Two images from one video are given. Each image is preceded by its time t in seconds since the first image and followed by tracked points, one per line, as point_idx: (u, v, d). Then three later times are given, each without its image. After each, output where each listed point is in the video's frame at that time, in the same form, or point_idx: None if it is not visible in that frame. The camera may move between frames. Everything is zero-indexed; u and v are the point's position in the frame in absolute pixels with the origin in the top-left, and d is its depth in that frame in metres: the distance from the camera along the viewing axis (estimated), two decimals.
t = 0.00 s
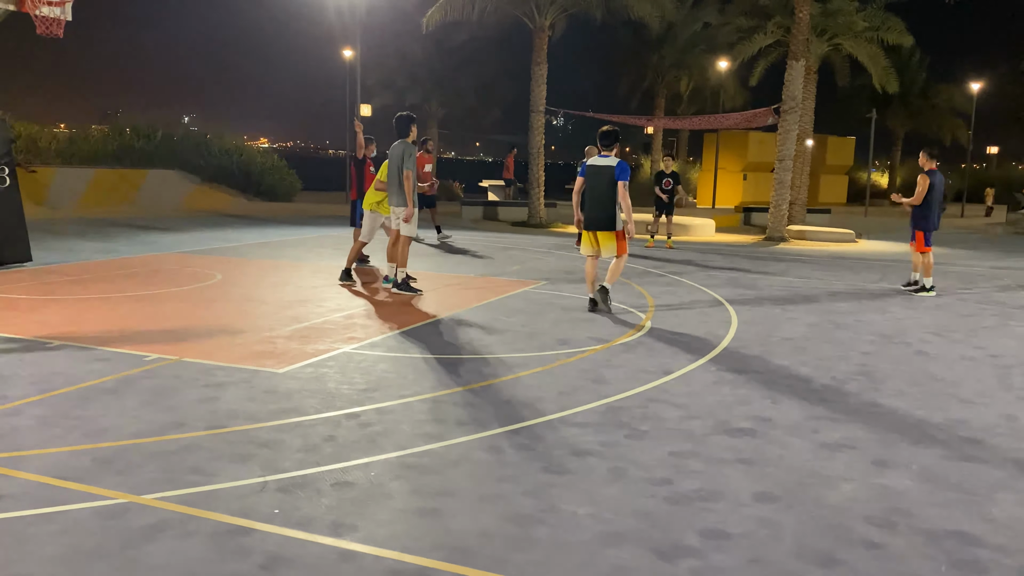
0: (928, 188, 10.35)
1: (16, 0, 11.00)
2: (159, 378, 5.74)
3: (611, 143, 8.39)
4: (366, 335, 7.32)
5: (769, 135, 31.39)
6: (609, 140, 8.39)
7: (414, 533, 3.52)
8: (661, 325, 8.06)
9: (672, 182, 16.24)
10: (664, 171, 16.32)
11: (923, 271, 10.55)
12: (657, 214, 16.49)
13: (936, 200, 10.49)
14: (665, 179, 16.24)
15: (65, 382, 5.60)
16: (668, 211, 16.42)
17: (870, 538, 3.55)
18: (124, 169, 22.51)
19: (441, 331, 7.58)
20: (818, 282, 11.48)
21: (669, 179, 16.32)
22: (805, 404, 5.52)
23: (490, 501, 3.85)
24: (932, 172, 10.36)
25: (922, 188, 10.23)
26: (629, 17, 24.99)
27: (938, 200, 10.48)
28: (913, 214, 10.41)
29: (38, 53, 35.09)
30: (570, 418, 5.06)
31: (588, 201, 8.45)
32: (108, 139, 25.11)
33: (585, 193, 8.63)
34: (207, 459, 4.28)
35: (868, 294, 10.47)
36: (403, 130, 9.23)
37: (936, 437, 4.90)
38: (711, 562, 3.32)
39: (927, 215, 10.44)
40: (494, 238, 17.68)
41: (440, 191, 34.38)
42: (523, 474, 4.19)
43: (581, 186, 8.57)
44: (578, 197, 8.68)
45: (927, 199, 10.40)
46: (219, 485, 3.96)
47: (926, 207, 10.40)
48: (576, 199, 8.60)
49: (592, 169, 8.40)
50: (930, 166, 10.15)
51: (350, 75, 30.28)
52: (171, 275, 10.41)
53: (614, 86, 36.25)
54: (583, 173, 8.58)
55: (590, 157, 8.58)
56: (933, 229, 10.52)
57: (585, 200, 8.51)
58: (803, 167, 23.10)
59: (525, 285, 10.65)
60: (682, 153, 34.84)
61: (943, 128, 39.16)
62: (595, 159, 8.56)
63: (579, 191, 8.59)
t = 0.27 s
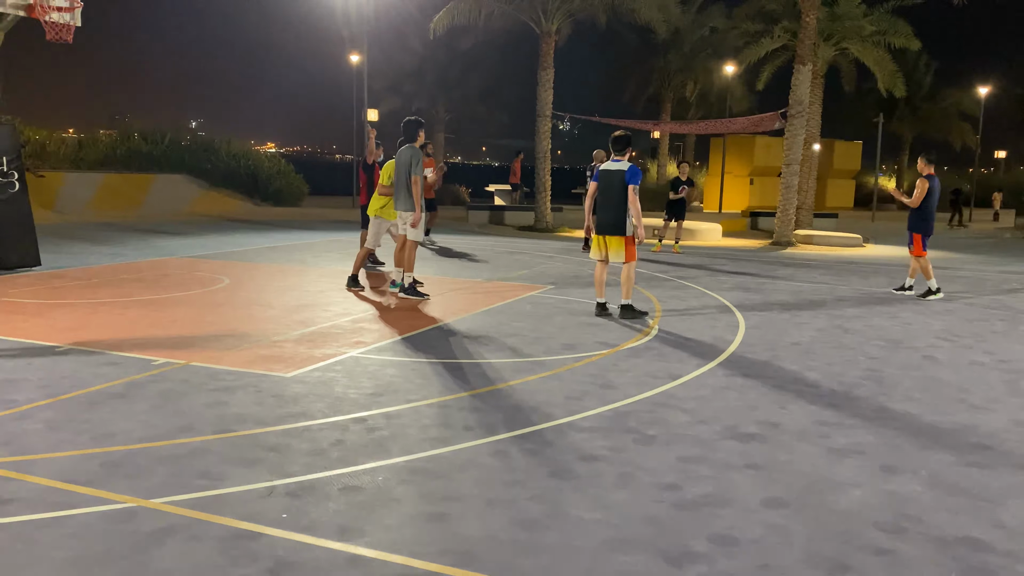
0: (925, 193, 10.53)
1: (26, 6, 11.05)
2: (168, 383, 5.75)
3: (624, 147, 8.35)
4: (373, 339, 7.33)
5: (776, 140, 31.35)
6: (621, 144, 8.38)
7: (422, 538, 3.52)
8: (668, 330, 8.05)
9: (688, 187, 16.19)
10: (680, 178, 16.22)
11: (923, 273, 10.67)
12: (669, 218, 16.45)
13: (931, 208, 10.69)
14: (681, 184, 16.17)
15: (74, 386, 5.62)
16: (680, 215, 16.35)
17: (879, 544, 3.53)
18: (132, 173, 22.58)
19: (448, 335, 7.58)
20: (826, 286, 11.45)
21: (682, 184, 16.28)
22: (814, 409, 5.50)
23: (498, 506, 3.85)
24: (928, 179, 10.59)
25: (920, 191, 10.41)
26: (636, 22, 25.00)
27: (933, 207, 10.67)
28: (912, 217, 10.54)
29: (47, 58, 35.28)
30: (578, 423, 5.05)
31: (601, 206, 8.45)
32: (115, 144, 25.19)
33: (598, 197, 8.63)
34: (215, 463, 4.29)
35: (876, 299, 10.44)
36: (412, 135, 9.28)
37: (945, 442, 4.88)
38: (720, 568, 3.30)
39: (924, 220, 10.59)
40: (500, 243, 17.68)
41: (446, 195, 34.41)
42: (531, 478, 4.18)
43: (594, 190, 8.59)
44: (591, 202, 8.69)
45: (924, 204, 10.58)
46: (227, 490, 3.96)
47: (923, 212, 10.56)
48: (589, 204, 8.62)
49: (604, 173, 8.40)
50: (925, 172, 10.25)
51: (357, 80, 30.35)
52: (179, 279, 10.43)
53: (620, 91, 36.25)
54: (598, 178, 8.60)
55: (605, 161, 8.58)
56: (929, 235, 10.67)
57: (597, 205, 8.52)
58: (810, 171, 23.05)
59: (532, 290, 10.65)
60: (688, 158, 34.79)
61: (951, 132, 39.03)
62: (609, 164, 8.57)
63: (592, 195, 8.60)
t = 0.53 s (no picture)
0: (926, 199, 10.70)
1: (37, 13, 11.11)
2: (177, 388, 5.77)
3: (642, 152, 8.31)
4: (381, 345, 7.33)
5: (784, 145, 31.29)
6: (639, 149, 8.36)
7: (429, 544, 3.51)
8: (676, 336, 8.02)
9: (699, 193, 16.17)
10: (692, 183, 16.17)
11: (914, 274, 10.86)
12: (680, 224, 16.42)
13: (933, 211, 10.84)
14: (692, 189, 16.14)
15: (83, 391, 5.64)
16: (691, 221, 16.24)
17: (890, 552, 3.50)
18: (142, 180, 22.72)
19: (456, 341, 7.58)
20: (835, 292, 11.41)
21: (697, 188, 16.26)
22: (823, 415, 5.48)
23: (506, 512, 3.84)
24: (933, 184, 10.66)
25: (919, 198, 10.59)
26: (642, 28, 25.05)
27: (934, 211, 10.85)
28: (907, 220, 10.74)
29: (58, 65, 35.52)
30: (586, 429, 5.04)
31: (616, 210, 8.45)
32: (125, 150, 25.35)
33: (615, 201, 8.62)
34: (223, 468, 4.30)
35: (885, 304, 10.40)
36: (421, 140, 9.33)
37: (955, 448, 4.85)
38: (729, 575, 3.29)
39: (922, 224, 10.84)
40: (508, 249, 17.69)
41: (454, 201, 34.47)
42: (539, 484, 4.17)
43: (611, 194, 8.59)
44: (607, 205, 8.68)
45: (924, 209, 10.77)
46: (236, 495, 3.96)
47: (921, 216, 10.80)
48: (605, 208, 8.62)
49: (620, 177, 8.40)
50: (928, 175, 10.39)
51: (365, 86, 30.48)
52: (188, 285, 10.46)
53: (627, 96, 36.27)
54: (616, 182, 8.60)
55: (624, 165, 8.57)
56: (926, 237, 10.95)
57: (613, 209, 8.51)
58: (819, 176, 22.99)
59: (539, 295, 10.65)
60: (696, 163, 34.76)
61: (960, 137, 38.88)
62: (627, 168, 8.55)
63: (609, 200, 8.60)
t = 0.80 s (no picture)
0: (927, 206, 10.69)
1: (50, 23, 11.19)
2: (187, 395, 5.79)
3: (660, 159, 8.31)
4: (391, 352, 7.34)
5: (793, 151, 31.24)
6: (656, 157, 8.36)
7: (439, 553, 3.51)
8: (686, 343, 8.00)
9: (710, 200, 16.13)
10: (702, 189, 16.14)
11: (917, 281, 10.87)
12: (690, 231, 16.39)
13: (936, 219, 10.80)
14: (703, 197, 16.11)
15: (95, 399, 5.66)
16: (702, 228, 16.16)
17: (902, 562, 3.48)
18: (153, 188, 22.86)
19: (466, 348, 7.58)
20: (845, 299, 11.36)
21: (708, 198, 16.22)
22: (834, 422, 5.45)
23: (517, 521, 3.83)
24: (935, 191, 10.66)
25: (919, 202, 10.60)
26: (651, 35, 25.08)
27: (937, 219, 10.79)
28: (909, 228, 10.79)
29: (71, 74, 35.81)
30: (596, 437, 5.03)
31: (633, 219, 8.48)
32: (136, 158, 25.51)
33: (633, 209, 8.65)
34: (234, 477, 4.30)
35: (897, 311, 10.34)
36: (432, 148, 9.33)
37: (968, 457, 4.82)
38: None
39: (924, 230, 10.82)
40: (517, 255, 17.69)
41: (463, 207, 34.52)
42: (549, 493, 4.17)
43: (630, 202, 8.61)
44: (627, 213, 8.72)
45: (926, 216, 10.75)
46: (246, 503, 3.97)
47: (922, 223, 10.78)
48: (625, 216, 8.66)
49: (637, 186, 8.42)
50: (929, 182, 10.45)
51: (374, 93, 30.63)
52: (198, 292, 10.50)
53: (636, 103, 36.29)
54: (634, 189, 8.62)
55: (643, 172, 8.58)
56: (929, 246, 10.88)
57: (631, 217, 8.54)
58: (828, 182, 22.93)
59: (549, 302, 10.65)
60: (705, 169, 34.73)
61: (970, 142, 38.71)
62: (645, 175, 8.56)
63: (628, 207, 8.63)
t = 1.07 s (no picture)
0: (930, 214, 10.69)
1: (64, 33, 11.26)
2: (199, 404, 5.79)
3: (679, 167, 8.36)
4: (402, 360, 7.33)
5: (805, 157, 31.13)
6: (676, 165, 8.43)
7: (451, 564, 3.49)
8: (698, 351, 7.96)
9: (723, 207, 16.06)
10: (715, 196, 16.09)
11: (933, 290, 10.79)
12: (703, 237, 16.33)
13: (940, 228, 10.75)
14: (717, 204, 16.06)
15: (107, 407, 5.67)
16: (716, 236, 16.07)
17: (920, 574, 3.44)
18: (165, 196, 23.00)
19: (477, 356, 7.57)
20: (858, 306, 11.28)
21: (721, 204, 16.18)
22: (849, 432, 5.40)
23: (529, 531, 3.81)
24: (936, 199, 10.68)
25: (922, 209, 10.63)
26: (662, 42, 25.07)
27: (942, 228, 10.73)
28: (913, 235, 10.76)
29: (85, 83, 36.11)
30: (608, 446, 5.01)
31: (652, 226, 8.52)
32: (149, 167, 25.67)
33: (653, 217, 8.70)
34: (246, 486, 4.30)
35: (911, 319, 10.27)
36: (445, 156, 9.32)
37: (985, 467, 4.76)
38: None
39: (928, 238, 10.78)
40: (528, 262, 17.68)
41: (473, 214, 34.57)
42: (561, 503, 4.14)
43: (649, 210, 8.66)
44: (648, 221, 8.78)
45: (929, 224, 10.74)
46: (257, 513, 3.97)
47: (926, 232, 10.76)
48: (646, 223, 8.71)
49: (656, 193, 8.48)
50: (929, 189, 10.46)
51: (385, 102, 30.72)
52: (210, 300, 10.54)
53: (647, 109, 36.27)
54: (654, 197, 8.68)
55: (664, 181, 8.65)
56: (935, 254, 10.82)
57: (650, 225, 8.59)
58: (840, 189, 22.83)
59: (560, 309, 10.63)
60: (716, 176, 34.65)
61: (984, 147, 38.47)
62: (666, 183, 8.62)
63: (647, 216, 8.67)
